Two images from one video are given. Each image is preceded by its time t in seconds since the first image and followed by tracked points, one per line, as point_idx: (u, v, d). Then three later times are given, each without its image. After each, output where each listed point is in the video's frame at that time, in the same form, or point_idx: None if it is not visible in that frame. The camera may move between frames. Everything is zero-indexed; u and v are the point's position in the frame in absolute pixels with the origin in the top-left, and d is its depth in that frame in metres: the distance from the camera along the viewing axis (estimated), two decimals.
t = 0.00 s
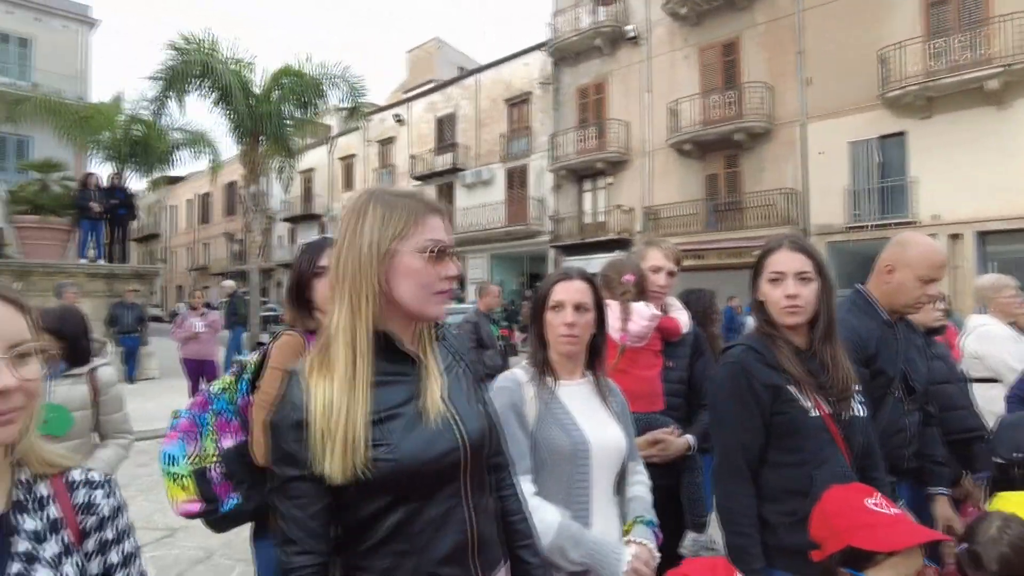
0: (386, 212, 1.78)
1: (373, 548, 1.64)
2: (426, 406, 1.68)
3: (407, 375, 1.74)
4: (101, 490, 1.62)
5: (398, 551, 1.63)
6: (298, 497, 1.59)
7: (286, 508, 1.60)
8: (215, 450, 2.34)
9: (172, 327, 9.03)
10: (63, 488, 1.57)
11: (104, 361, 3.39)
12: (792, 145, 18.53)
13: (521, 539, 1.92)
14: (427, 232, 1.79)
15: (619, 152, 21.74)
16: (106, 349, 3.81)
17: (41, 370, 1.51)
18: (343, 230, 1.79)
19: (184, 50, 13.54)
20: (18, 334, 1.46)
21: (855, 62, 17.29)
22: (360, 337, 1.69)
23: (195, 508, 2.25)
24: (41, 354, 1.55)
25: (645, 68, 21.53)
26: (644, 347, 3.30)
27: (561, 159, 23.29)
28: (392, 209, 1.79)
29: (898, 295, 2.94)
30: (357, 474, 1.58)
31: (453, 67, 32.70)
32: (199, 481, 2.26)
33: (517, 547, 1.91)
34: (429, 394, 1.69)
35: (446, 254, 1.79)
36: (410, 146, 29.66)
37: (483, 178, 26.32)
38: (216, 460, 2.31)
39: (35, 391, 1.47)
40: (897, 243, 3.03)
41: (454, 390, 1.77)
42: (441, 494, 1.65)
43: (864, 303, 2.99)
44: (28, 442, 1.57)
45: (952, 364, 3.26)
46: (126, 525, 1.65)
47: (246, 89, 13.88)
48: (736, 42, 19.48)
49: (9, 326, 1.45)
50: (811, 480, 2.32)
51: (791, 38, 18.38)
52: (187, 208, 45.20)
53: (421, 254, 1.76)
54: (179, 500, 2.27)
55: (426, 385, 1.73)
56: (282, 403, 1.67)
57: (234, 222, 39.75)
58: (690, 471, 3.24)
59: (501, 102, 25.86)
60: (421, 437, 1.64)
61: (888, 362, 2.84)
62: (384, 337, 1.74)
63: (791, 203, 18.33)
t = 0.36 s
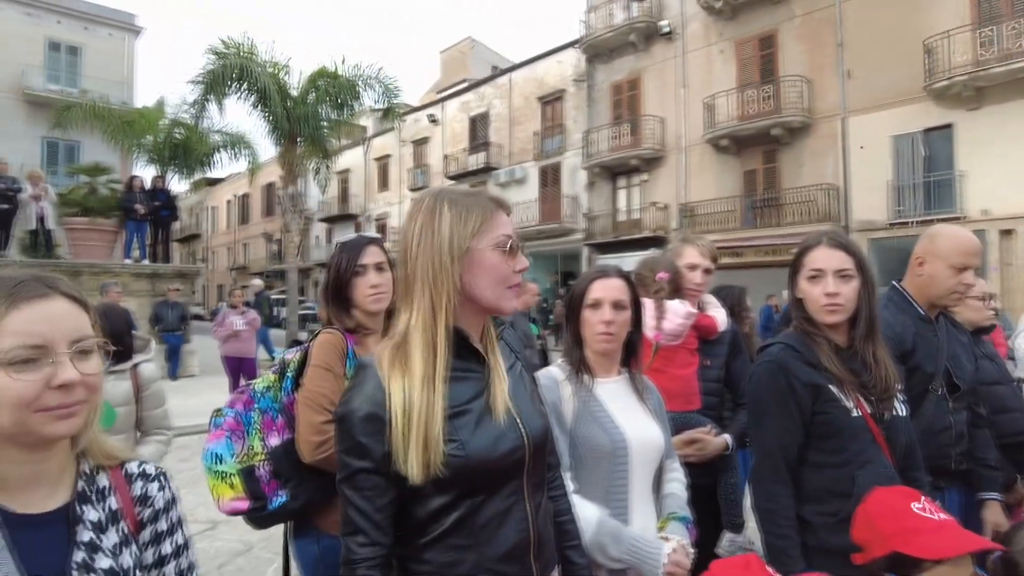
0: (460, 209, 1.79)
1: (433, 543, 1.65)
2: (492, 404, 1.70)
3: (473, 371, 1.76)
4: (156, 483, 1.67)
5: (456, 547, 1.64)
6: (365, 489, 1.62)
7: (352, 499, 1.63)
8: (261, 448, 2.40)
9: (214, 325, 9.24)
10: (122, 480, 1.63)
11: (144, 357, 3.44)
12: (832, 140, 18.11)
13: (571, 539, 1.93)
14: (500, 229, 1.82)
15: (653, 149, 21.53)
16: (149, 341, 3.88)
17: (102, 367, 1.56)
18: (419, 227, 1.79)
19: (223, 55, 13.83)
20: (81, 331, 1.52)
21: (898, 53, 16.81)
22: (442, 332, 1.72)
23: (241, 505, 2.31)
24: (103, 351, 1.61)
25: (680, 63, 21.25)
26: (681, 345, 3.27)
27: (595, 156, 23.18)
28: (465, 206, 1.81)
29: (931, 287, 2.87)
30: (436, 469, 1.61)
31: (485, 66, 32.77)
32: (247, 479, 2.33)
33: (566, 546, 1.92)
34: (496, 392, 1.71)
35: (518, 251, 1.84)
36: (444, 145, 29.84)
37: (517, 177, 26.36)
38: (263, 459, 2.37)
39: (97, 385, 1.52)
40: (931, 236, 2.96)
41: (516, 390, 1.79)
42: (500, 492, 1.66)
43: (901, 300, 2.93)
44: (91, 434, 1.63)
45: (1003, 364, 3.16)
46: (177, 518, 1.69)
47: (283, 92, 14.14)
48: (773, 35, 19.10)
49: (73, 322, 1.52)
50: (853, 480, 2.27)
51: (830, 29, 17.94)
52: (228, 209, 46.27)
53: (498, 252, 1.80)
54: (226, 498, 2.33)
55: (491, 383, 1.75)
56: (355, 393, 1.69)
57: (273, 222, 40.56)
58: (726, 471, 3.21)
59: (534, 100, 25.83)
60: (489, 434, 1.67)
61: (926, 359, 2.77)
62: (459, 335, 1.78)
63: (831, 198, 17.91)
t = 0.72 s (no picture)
0: (500, 198, 1.82)
1: (460, 538, 1.65)
2: (521, 397, 1.73)
3: (504, 365, 1.79)
4: (221, 474, 1.75)
5: (483, 546, 1.64)
6: (388, 481, 1.61)
7: (372, 489, 1.62)
8: (303, 443, 2.49)
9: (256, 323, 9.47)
10: (190, 471, 1.71)
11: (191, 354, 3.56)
12: (876, 134, 17.65)
13: (600, 542, 1.97)
14: (537, 217, 1.86)
15: (691, 145, 21.27)
16: (197, 338, 4.03)
17: (169, 363, 1.64)
18: (459, 214, 1.79)
19: (264, 59, 14.14)
20: (149, 330, 1.60)
21: (946, 43, 16.28)
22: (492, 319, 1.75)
23: (284, 499, 2.41)
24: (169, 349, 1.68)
25: (718, 58, 20.92)
26: (721, 344, 3.25)
27: (630, 154, 22.99)
28: (504, 194, 1.83)
29: (972, 281, 2.84)
30: (479, 464, 1.60)
31: (520, 65, 32.79)
32: (290, 473, 2.42)
33: (597, 549, 1.96)
34: (525, 385, 1.74)
35: (554, 239, 1.89)
36: (479, 145, 29.97)
37: (552, 175, 26.34)
38: (305, 453, 2.46)
39: (164, 381, 1.59)
40: (969, 229, 2.94)
41: (546, 388, 1.82)
42: (528, 490, 1.67)
43: (943, 295, 2.90)
44: (162, 428, 1.72)
45: None
46: (242, 506, 1.77)
47: (322, 94, 14.40)
48: (814, 28, 18.68)
49: (140, 322, 1.59)
50: (890, 479, 2.24)
51: (873, 21, 17.46)
52: (269, 210, 47.28)
53: (537, 238, 1.84)
54: (269, 491, 2.44)
55: (523, 377, 1.78)
56: (383, 382, 1.69)
57: (313, 222, 41.30)
58: (768, 472, 3.17)
59: (569, 98, 25.76)
60: (517, 426, 1.68)
61: (971, 354, 2.73)
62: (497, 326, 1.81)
63: (875, 194, 17.46)
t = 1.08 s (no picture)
0: (528, 194, 1.81)
1: (492, 544, 1.62)
2: (553, 396, 1.70)
3: (534, 365, 1.77)
4: (258, 467, 1.81)
5: (515, 553, 1.61)
6: (412, 484, 1.59)
7: (397, 491, 1.60)
8: (350, 436, 2.50)
9: (298, 322, 9.66)
10: (228, 464, 1.77)
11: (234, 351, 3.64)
12: (923, 127, 17.10)
13: (637, 547, 1.90)
14: (565, 213, 1.85)
15: (729, 141, 20.92)
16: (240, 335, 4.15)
17: (207, 363, 1.69)
18: (485, 210, 1.79)
19: (303, 62, 14.40)
20: (185, 330, 1.65)
21: (998, 31, 15.68)
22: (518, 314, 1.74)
23: (329, 490, 2.43)
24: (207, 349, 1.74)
25: (757, 52, 20.53)
26: (763, 343, 3.20)
27: (667, 150, 22.73)
28: (532, 189, 1.83)
29: None
30: (509, 468, 1.58)
31: (556, 63, 32.70)
32: (335, 466, 2.45)
33: (632, 556, 1.90)
34: (557, 383, 1.72)
35: (583, 236, 1.88)
36: (515, 143, 30.01)
37: (587, 173, 26.22)
38: (351, 447, 2.48)
39: (199, 380, 1.64)
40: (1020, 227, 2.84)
41: (581, 387, 1.79)
42: (561, 494, 1.64)
43: (994, 294, 2.80)
44: (205, 422, 1.77)
45: None
46: (278, 500, 1.83)
47: (360, 96, 14.62)
48: (857, 19, 18.19)
49: (177, 322, 1.65)
50: (933, 483, 2.17)
51: (920, 10, 16.92)
52: (309, 211, 48.19)
53: (565, 235, 1.83)
54: (315, 483, 2.46)
55: (555, 376, 1.75)
56: (410, 382, 1.68)
57: (352, 222, 41.96)
58: (810, 473, 3.09)
59: (604, 95, 25.59)
60: (548, 428, 1.65)
61: None
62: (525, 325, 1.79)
63: (922, 189, 16.93)
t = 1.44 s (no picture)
0: (563, 193, 1.81)
1: (542, 545, 1.64)
2: (605, 397, 1.70)
3: (586, 364, 1.77)
4: (299, 473, 1.80)
5: (568, 553, 1.63)
6: (461, 481, 1.61)
7: (448, 489, 1.63)
8: (411, 437, 2.58)
9: (337, 320, 9.85)
10: (268, 470, 1.76)
11: (279, 351, 3.75)
12: (970, 119, 16.59)
13: (697, 555, 1.85)
14: (606, 207, 1.84)
15: (766, 137, 20.56)
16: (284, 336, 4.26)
17: (245, 365, 1.73)
18: (523, 213, 1.81)
19: (339, 65, 14.61)
20: (224, 331, 1.69)
21: None
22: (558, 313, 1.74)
23: (393, 491, 2.54)
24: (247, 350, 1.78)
25: (795, 47, 20.12)
26: (808, 344, 3.15)
27: (703, 147, 22.46)
28: (568, 188, 1.82)
29: None
30: (558, 468, 1.59)
31: (589, 60, 32.54)
32: (398, 466, 2.54)
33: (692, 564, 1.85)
34: (610, 383, 1.72)
35: (625, 229, 1.86)
36: (547, 142, 29.97)
37: (621, 171, 26.06)
38: (413, 447, 2.56)
39: (238, 381, 1.68)
40: None
41: (636, 386, 1.78)
42: (613, 496, 1.64)
43: None
44: (239, 428, 1.79)
45: None
46: (320, 505, 1.81)
47: (395, 98, 14.78)
48: (899, 9, 17.70)
49: (216, 323, 1.69)
50: (990, 486, 2.13)
51: None
52: (345, 211, 48.90)
53: (604, 230, 1.81)
54: (376, 482, 2.54)
55: (604, 377, 1.75)
56: (462, 379, 1.70)
57: (387, 222, 42.45)
58: (857, 476, 3.05)
59: (638, 92, 25.37)
60: (601, 426, 1.66)
61: None
62: (569, 323, 1.79)
63: (969, 183, 16.42)
